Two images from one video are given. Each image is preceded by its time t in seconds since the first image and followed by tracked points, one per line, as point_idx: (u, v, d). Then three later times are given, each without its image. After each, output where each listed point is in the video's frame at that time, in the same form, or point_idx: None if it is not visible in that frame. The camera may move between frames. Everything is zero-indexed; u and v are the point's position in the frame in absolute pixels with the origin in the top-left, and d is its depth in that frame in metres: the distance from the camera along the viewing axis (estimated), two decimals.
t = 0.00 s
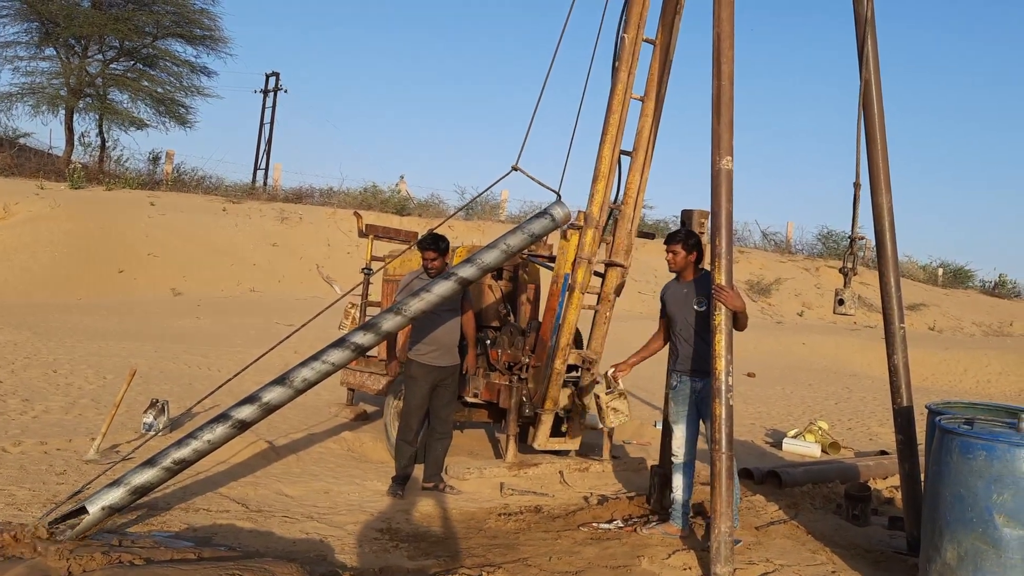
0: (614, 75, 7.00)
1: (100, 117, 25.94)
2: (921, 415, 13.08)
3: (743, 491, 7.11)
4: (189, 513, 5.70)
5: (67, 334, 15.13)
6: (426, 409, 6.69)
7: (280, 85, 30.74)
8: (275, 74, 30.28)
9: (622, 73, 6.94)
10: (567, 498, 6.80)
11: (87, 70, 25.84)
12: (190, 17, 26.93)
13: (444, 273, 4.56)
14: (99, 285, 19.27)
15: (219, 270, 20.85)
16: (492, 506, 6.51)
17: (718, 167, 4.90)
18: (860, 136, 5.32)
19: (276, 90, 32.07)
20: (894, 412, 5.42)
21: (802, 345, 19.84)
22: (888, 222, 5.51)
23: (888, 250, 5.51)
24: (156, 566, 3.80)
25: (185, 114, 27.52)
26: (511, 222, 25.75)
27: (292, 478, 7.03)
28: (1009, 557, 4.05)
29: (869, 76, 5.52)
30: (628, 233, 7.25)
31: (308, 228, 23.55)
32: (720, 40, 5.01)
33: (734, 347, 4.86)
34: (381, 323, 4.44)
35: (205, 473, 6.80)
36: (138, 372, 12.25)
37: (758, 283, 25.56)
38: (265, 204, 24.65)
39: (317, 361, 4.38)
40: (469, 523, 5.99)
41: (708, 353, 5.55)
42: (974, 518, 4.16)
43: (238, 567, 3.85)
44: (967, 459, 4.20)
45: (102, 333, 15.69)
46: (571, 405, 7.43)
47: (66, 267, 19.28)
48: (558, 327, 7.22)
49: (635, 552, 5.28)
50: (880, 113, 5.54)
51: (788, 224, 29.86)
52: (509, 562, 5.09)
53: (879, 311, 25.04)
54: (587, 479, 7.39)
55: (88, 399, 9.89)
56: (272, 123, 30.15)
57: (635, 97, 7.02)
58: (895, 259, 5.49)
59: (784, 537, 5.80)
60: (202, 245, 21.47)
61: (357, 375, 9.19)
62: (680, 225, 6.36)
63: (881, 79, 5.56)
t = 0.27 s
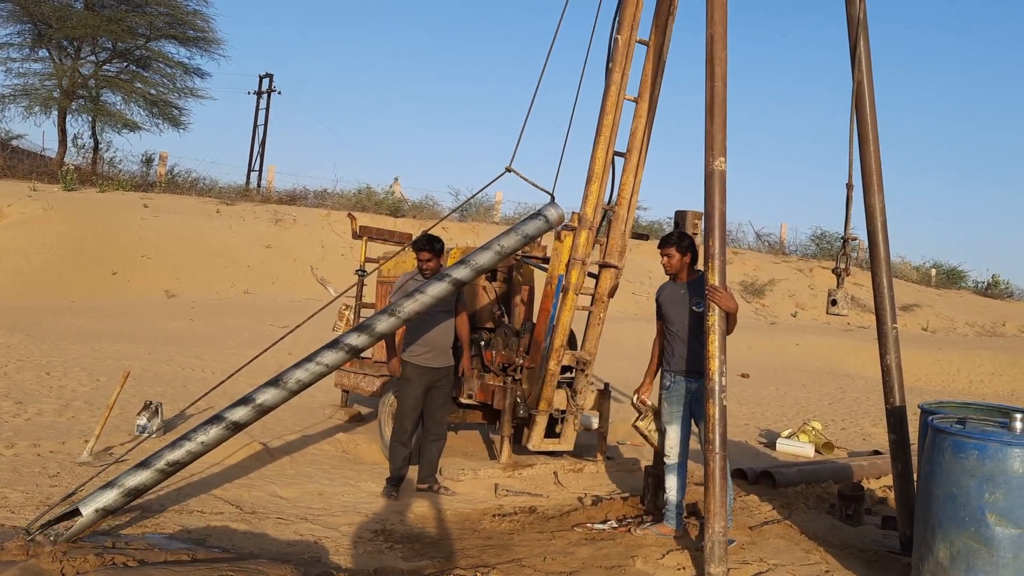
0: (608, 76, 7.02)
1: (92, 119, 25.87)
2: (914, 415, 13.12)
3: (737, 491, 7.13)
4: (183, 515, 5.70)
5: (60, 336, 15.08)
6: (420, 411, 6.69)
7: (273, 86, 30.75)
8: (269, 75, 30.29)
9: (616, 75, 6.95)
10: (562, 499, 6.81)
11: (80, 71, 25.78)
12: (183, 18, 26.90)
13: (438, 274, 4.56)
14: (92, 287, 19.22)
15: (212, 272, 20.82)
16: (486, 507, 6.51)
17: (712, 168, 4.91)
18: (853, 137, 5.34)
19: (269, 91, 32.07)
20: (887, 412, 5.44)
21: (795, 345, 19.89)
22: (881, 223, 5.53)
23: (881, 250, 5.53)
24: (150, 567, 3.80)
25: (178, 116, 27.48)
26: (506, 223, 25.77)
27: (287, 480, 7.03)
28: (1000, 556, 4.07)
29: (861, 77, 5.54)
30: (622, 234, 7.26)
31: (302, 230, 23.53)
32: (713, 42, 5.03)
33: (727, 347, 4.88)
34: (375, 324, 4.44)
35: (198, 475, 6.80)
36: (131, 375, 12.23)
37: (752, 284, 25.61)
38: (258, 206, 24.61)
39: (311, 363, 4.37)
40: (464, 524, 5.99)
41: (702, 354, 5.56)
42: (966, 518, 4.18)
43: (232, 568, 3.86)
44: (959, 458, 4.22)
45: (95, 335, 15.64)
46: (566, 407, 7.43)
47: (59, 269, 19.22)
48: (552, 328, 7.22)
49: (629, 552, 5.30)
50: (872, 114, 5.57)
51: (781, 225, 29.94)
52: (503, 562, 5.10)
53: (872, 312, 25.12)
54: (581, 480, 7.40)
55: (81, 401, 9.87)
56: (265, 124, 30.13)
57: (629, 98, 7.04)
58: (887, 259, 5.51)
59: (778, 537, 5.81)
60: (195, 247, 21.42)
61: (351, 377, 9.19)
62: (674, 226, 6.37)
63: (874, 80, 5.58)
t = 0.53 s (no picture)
0: (602, 76, 7.03)
1: (85, 119, 25.80)
2: (907, 414, 13.16)
3: (731, 490, 7.14)
4: (177, 516, 5.69)
5: (53, 337, 15.03)
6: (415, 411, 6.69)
7: (266, 87, 30.74)
8: (262, 76, 30.27)
9: (609, 75, 6.97)
10: (556, 499, 6.81)
11: (73, 72, 25.71)
12: (175, 18, 26.84)
13: (433, 274, 4.55)
14: (85, 288, 19.16)
15: (206, 272, 20.77)
16: (481, 506, 6.51)
17: (705, 168, 4.93)
18: (846, 136, 5.36)
19: (262, 92, 32.02)
20: (881, 411, 5.45)
21: (789, 345, 19.94)
22: (874, 222, 5.54)
23: (874, 249, 5.54)
24: (143, 568, 3.79)
25: (171, 117, 27.41)
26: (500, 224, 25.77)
27: (281, 481, 7.02)
28: (994, 554, 4.09)
29: (854, 76, 5.56)
30: (616, 234, 7.27)
31: (296, 231, 23.49)
32: (706, 42, 5.04)
33: (721, 347, 4.89)
34: (369, 324, 4.43)
35: (192, 476, 6.78)
36: (124, 376, 12.19)
37: (746, 284, 25.66)
38: (252, 206, 24.57)
39: (304, 363, 4.36)
40: (459, 524, 5.99)
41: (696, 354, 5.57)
42: (959, 516, 4.19)
43: (226, 568, 3.86)
44: (952, 456, 4.23)
45: (88, 336, 15.60)
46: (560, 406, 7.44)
47: (51, 270, 19.17)
48: (546, 328, 7.23)
49: (623, 552, 5.30)
50: (864, 113, 5.59)
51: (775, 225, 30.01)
52: (498, 562, 5.10)
53: (865, 311, 25.19)
54: (575, 480, 7.41)
55: (74, 403, 9.83)
56: (258, 125, 30.11)
57: (622, 98, 7.05)
58: (880, 258, 5.53)
59: (772, 536, 5.82)
60: (188, 248, 21.38)
61: (345, 377, 9.19)
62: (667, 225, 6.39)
63: (866, 80, 5.60)
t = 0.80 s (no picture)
0: (596, 76, 7.04)
1: (78, 120, 25.73)
2: (901, 413, 13.20)
3: (725, 489, 7.16)
4: (172, 517, 5.68)
5: (46, 338, 14.99)
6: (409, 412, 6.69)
7: (260, 87, 30.75)
8: (256, 76, 30.29)
9: (603, 75, 6.98)
10: (551, 498, 6.81)
11: (65, 72, 25.65)
12: (168, 19, 26.79)
13: (427, 274, 4.55)
14: (79, 290, 19.11)
15: (200, 273, 20.74)
16: (476, 506, 6.51)
17: (699, 168, 4.94)
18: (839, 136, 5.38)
19: (256, 93, 31.98)
20: (874, 410, 5.47)
21: (783, 345, 19.98)
22: (866, 222, 5.57)
23: (867, 248, 5.56)
24: (138, 569, 3.79)
25: (164, 117, 27.36)
26: (494, 224, 25.77)
27: (276, 482, 7.01)
28: (987, 552, 4.11)
29: (847, 76, 5.59)
30: (610, 234, 7.28)
31: (290, 232, 23.46)
32: (700, 41, 5.06)
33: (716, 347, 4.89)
34: (363, 324, 4.42)
35: (187, 477, 6.77)
36: (119, 377, 12.17)
37: (740, 284, 25.70)
38: (246, 207, 24.52)
39: (299, 364, 4.35)
40: (454, 525, 6.00)
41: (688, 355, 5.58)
42: (952, 514, 4.21)
43: (221, 569, 3.86)
44: (945, 455, 4.25)
45: (82, 337, 15.56)
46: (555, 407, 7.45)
47: (44, 272, 19.12)
48: (540, 329, 7.23)
49: (618, 551, 5.31)
50: (858, 114, 5.61)
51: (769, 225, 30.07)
52: (493, 562, 5.10)
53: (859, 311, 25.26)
54: (570, 480, 7.42)
55: (68, 404, 9.81)
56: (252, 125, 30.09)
57: (616, 98, 7.06)
58: (873, 257, 5.55)
59: (767, 535, 5.84)
60: (182, 249, 21.34)
61: (340, 378, 9.18)
62: (661, 226, 6.41)
63: (859, 79, 5.62)
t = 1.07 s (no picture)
0: (590, 76, 7.05)
1: (71, 120, 25.65)
2: (895, 413, 13.25)
3: (720, 488, 7.18)
4: (167, 518, 5.68)
5: (40, 339, 14.95)
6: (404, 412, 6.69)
7: (254, 87, 30.74)
8: (250, 77, 30.28)
9: (598, 75, 6.99)
10: (546, 498, 6.82)
11: (58, 72, 25.58)
12: (162, 19, 26.74)
13: (421, 274, 4.55)
14: (73, 290, 19.07)
15: (194, 274, 20.70)
16: (471, 506, 6.52)
17: (693, 168, 4.95)
18: (833, 136, 5.40)
19: (250, 93, 31.95)
20: (868, 409, 5.49)
21: (777, 345, 20.03)
22: (860, 221, 5.59)
23: (861, 248, 5.58)
24: (134, 569, 3.79)
25: (158, 117, 27.29)
26: (489, 224, 25.78)
27: (271, 482, 7.01)
28: (980, 550, 4.13)
29: (840, 76, 5.61)
30: (605, 234, 7.29)
31: (284, 232, 23.43)
32: (694, 41, 5.07)
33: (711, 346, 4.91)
34: (358, 325, 4.43)
35: (182, 477, 6.77)
36: (113, 377, 12.15)
37: (735, 284, 25.75)
38: (240, 207, 24.48)
39: (294, 364, 4.35)
40: (449, 524, 6.00)
41: (678, 357, 5.59)
42: (945, 512, 4.23)
43: (216, 569, 3.86)
44: (938, 454, 4.27)
45: (76, 338, 15.52)
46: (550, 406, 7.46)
47: (38, 272, 19.08)
48: (535, 329, 7.24)
49: (614, 550, 5.32)
50: (851, 114, 5.63)
51: (763, 225, 30.12)
52: (488, 561, 5.11)
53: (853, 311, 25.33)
54: (565, 479, 7.43)
55: (62, 405, 9.79)
56: (246, 125, 30.06)
57: (611, 98, 7.07)
58: (868, 257, 5.57)
59: (761, 534, 5.86)
60: (176, 249, 21.30)
61: (335, 378, 9.18)
62: (656, 226, 6.42)
63: (853, 79, 5.64)
